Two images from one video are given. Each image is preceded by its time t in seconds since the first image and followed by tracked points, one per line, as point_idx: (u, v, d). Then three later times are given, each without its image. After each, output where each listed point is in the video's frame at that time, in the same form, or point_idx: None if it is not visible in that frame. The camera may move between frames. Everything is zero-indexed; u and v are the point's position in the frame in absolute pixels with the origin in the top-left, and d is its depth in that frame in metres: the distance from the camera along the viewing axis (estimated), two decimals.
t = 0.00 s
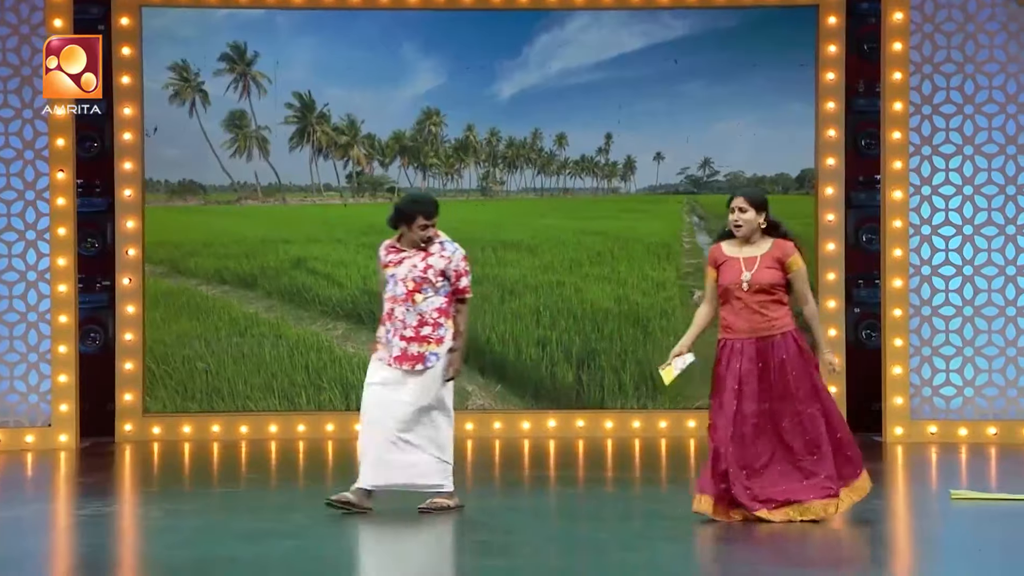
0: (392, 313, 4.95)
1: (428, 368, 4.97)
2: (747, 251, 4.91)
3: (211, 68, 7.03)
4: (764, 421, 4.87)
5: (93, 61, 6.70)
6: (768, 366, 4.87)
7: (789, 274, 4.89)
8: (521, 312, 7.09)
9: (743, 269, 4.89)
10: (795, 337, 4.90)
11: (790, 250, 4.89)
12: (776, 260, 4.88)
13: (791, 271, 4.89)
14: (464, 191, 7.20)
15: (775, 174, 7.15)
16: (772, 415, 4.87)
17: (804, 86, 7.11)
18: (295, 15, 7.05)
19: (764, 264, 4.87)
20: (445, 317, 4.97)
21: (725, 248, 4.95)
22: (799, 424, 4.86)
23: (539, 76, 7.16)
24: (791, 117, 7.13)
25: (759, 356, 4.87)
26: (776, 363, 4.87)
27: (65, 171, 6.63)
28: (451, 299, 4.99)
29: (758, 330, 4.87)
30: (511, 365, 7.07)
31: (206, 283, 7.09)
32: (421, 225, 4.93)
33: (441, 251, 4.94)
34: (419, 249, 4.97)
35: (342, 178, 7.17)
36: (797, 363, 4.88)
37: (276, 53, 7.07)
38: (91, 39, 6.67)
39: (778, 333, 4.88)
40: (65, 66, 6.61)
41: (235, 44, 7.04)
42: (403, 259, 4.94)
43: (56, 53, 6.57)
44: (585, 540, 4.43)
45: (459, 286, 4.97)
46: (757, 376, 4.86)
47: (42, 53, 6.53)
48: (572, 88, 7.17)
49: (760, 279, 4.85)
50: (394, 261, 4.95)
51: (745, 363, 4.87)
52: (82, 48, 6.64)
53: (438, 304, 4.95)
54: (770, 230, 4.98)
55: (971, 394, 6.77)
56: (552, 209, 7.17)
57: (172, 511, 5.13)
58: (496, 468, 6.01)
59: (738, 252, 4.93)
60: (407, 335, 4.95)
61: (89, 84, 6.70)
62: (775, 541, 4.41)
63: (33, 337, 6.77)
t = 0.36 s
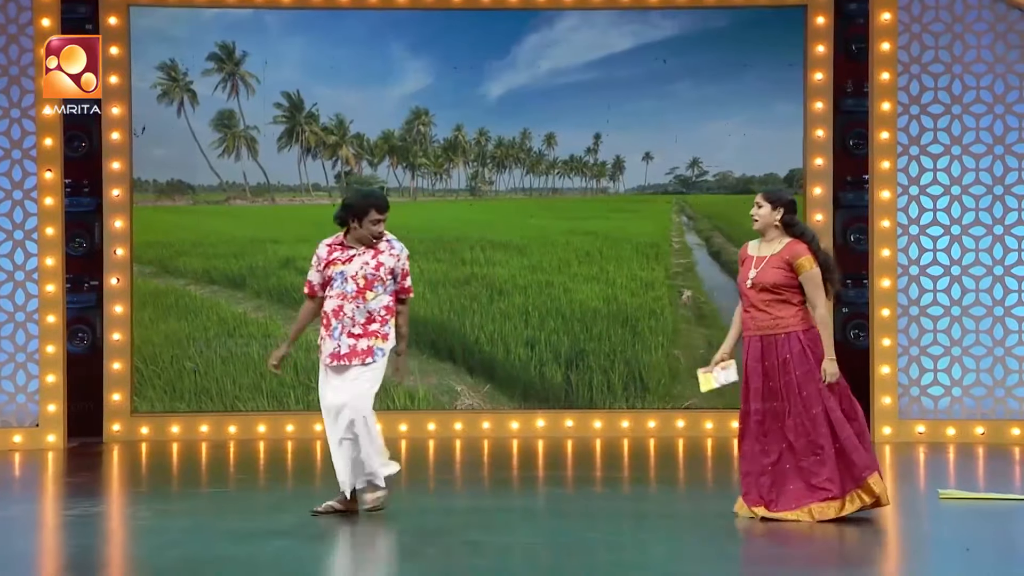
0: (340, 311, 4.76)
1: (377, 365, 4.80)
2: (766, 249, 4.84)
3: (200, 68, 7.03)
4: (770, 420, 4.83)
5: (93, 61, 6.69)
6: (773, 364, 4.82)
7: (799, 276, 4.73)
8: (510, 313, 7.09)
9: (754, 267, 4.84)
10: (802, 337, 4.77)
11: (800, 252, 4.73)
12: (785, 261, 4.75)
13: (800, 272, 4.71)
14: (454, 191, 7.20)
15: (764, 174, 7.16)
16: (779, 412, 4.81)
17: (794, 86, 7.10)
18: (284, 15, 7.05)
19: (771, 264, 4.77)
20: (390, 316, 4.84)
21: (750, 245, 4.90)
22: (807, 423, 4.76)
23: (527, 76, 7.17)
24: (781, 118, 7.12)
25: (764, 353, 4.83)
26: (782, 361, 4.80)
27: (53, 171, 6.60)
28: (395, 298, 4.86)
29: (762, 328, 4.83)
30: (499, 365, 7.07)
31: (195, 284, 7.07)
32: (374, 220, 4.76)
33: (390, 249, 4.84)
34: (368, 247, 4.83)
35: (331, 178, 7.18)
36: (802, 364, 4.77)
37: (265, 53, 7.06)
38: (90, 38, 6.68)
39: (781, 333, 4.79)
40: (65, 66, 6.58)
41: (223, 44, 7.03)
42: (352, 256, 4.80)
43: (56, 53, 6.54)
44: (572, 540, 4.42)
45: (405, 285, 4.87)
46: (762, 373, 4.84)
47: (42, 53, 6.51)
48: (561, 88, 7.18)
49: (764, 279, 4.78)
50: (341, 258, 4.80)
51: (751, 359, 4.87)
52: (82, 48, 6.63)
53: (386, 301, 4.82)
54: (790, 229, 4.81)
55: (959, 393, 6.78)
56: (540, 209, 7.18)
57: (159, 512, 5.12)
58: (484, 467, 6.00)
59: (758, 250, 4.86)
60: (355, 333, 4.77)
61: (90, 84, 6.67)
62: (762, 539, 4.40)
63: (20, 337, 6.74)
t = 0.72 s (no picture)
0: (330, 309, 4.64)
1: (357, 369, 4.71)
2: (778, 249, 4.83)
3: (200, 68, 7.03)
4: (769, 417, 4.82)
5: (93, 61, 6.69)
6: (774, 362, 4.82)
7: (804, 277, 4.72)
8: (510, 313, 7.09)
9: (764, 266, 4.83)
10: (803, 338, 4.76)
11: (807, 254, 4.72)
12: (792, 262, 4.75)
13: (806, 273, 4.70)
14: (454, 191, 7.21)
15: (764, 174, 7.16)
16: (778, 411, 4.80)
17: (794, 86, 7.10)
18: (284, 15, 7.06)
19: (778, 264, 4.77)
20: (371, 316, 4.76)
21: (764, 245, 4.91)
22: (803, 423, 4.74)
23: (528, 76, 7.17)
24: (781, 118, 7.13)
25: (767, 351, 4.83)
26: (783, 359, 4.80)
27: (53, 171, 6.60)
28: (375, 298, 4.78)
29: (766, 325, 4.83)
30: (499, 365, 7.07)
31: (195, 283, 7.07)
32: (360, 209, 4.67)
33: (373, 247, 4.76)
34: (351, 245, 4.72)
35: (331, 178, 7.19)
36: (801, 364, 4.75)
37: (266, 53, 7.07)
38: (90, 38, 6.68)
39: (784, 330, 4.78)
40: (65, 66, 6.58)
41: (224, 44, 7.03)
42: (338, 254, 4.69)
43: (56, 53, 6.54)
44: (572, 540, 4.41)
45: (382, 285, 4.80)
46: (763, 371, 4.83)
47: (42, 53, 6.50)
48: (561, 88, 7.18)
49: (771, 277, 4.78)
50: (328, 255, 4.67)
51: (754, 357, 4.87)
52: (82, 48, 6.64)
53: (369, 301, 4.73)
54: (801, 229, 4.79)
55: (959, 393, 6.78)
56: (540, 209, 7.18)
57: (158, 511, 5.12)
58: (484, 467, 6.00)
59: (770, 250, 4.87)
60: (343, 332, 4.66)
61: (90, 84, 6.67)
62: (763, 539, 4.39)
63: (21, 337, 6.74)
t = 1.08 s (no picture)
0: (318, 308, 4.54)
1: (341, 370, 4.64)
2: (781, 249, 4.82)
3: (200, 68, 7.03)
4: (771, 417, 4.82)
5: (93, 61, 6.69)
6: (774, 362, 4.82)
7: (806, 277, 4.72)
8: (510, 313, 7.09)
9: (767, 267, 4.83)
10: (803, 338, 4.75)
11: (810, 254, 4.72)
12: (794, 263, 4.75)
13: (807, 273, 4.70)
14: (454, 191, 7.22)
15: (764, 174, 7.16)
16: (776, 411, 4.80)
17: (794, 86, 7.10)
18: (284, 14, 7.05)
19: (780, 264, 4.77)
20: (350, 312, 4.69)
21: (766, 245, 4.91)
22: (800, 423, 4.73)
23: (528, 76, 7.18)
24: (781, 118, 7.13)
25: (767, 351, 4.83)
26: (782, 359, 4.80)
27: (53, 171, 6.60)
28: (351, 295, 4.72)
29: (767, 325, 4.83)
30: (500, 365, 7.06)
31: (195, 283, 7.08)
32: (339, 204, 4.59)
33: (348, 243, 4.68)
34: (328, 242, 4.64)
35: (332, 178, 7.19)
36: (801, 364, 4.75)
37: (266, 53, 7.06)
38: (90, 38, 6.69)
39: (784, 331, 4.79)
40: (65, 66, 6.58)
41: (224, 44, 7.03)
42: (320, 252, 4.59)
43: (56, 53, 6.54)
44: (573, 540, 4.41)
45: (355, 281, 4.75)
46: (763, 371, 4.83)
47: (42, 53, 6.51)
48: (561, 88, 7.18)
49: (773, 278, 4.78)
50: (310, 253, 4.57)
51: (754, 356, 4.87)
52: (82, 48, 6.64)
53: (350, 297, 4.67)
54: (802, 230, 4.79)
55: (960, 393, 6.78)
56: (540, 209, 7.19)
57: (158, 511, 5.12)
58: (484, 467, 6.00)
59: (773, 250, 4.86)
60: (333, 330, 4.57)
61: (89, 84, 6.67)
62: (763, 539, 4.40)
63: (21, 337, 6.74)
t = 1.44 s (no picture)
0: (312, 309, 4.55)
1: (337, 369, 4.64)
2: (783, 250, 4.83)
3: (200, 68, 7.03)
4: (770, 417, 4.82)
5: (93, 61, 6.69)
6: (775, 362, 4.81)
7: (808, 277, 4.72)
8: (509, 313, 7.09)
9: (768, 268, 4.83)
10: (803, 338, 4.76)
11: (811, 254, 4.72)
12: (796, 263, 4.75)
13: (809, 273, 4.70)
14: (454, 192, 7.22)
15: (764, 174, 7.17)
16: (777, 411, 4.80)
17: (794, 86, 7.11)
18: (284, 14, 7.05)
19: (782, 264, 4.77)
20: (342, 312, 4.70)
21: (768, 245, 4.91)
22: (801, 423, 4.73)
23: (527, 76, 7.18)
24: (781, 117, 7.13)
25: (767, 351, 4.83)
26: (782, 359, 4.80)
27: (54, 171, 6.60)
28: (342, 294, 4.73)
29: (767, 325, 4.83)
30: (499, 365, 7.06)
31: (195, 283, 7.09)
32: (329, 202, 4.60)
33: (339, 243, 4.69)
34: (320, 242, 4.64)
35: (331, 178, 7.19)
36: (801, 364, 4.75)
37: (266, 53, 7.06)
38: (89, 38, 6.68)
39: (784, 331, 4.79)
40: (65, 66, 6.58)
41: (224, 44, 7.03)
42: (313, 251, 4.59)
43: (56, 53, 6.55)
44: (572, 541, 4.41)
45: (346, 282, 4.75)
46: (763, 371, 4.83)
47: (42, 53, 6.51)
48: (561, 88, 7.18)
49: (775, 279, 4.78)
50: (302, 253, 4.58)
51: (753, 356, 4.86)
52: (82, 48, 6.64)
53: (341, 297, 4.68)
54: (804, 230, 4.78)
55: (960, 394, 6.78)
56: (540, 209, 7.19)
57: (158, 511, 5.13)
58: (485, 467, 5.99)
59: (775, 250, 4.87)
60: (327, 330, 4.58)
61: (89, 84, 6.67)
62: (763, 539, 4.40)
63: (21, 337, 6.74)
